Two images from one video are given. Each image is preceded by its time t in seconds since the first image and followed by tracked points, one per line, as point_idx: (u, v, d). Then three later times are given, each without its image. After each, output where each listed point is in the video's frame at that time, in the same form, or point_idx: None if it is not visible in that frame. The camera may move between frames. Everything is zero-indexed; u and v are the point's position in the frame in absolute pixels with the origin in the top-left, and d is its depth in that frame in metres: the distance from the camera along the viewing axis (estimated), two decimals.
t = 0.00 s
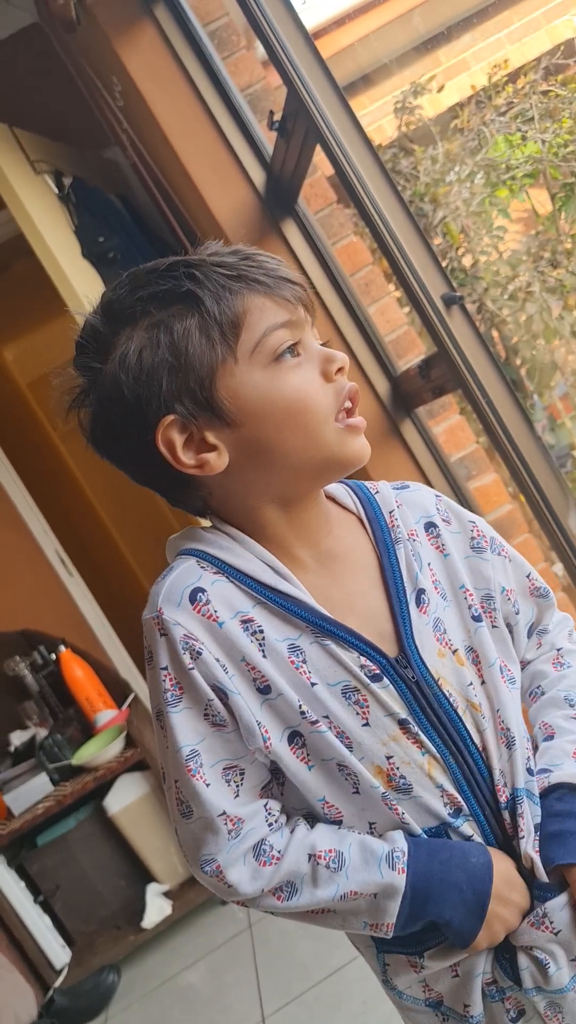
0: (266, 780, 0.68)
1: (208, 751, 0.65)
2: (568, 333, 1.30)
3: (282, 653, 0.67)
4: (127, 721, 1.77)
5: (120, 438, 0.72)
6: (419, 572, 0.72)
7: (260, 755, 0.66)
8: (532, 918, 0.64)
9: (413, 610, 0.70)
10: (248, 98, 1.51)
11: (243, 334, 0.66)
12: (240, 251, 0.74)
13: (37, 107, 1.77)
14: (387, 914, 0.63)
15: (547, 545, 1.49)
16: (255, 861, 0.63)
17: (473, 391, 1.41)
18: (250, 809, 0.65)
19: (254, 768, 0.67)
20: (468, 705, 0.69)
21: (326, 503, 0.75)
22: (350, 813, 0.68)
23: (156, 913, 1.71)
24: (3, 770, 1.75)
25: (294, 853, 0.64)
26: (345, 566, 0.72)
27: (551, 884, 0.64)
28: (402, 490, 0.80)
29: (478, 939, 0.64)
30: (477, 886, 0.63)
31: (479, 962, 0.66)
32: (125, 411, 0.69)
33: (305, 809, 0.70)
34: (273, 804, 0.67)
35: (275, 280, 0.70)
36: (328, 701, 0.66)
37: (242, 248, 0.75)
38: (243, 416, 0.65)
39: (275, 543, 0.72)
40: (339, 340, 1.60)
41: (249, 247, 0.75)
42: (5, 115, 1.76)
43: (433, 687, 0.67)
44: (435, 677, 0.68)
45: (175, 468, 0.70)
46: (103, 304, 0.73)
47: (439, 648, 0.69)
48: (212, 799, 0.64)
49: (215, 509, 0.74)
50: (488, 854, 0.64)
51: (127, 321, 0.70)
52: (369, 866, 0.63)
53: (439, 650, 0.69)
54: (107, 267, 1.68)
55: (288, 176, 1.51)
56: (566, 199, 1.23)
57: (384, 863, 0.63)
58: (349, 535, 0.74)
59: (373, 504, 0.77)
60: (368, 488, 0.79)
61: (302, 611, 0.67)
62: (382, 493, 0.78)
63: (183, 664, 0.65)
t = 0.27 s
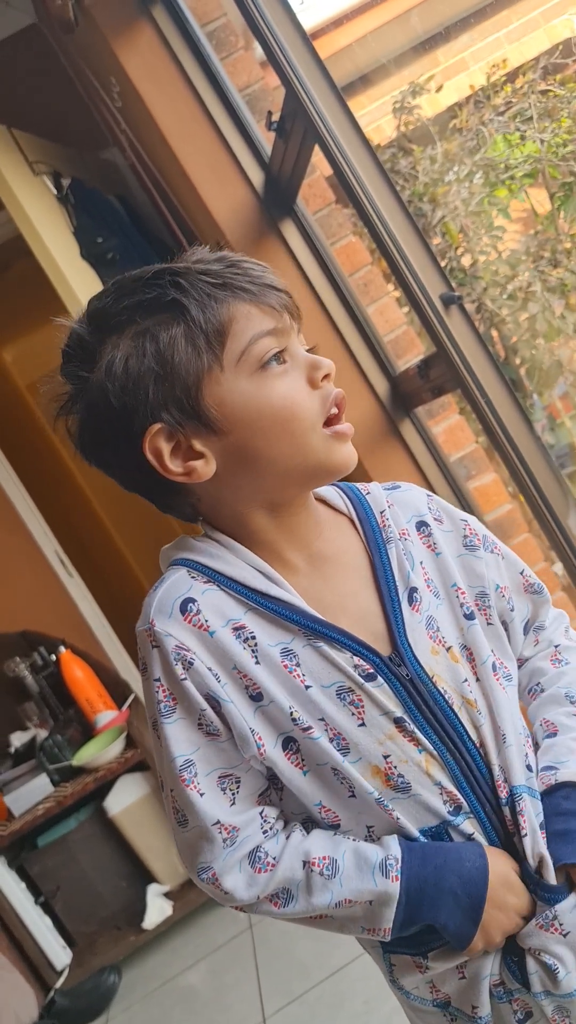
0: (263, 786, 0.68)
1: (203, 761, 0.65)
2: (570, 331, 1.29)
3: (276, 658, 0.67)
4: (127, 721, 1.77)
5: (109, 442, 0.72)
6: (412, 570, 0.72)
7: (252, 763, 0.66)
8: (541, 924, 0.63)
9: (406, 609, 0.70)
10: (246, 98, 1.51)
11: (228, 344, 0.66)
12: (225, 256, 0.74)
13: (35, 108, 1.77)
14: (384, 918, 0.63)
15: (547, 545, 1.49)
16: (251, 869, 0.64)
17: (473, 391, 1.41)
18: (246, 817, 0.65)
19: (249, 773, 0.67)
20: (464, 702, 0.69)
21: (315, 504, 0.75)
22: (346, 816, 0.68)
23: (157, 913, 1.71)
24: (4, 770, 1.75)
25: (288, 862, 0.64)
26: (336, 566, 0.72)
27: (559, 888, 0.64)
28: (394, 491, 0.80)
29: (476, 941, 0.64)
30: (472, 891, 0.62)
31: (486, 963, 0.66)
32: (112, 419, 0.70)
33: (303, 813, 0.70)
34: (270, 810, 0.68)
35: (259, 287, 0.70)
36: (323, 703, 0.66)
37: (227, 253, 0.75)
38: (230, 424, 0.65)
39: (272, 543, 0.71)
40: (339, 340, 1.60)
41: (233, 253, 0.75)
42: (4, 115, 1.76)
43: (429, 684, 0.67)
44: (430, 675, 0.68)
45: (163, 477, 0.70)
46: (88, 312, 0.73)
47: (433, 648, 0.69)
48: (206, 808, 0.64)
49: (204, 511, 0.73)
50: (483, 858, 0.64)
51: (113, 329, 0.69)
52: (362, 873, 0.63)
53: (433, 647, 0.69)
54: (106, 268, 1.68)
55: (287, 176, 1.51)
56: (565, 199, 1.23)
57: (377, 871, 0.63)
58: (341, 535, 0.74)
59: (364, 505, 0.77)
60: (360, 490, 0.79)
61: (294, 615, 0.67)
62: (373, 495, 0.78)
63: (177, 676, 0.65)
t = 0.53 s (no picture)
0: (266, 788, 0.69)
1: (205, 764, 0.65)
2: (571, 330, 1.29)
3: (276, 659, 0.67)
4: (128, 721, 1.77)
5: (106, 447, 0.72)
6: (411, 569, 0.72)
7: (251, 766, 0.66)
8: (551, 929, 0.62)
9: (405, 607, 0.70)
10: (246, 98, 1.51)
11: (222, 350, 0.65)
12: (219, 260, 0.74)
13: (35, 108, 1.77)
14: (385, 929, 0.63)
15: (547, 545, 1.49)
16: (253, 873, 0.64)
17: (473, 391, 1.41)
18: (247, 821, 0.65)
19: (251, 776, 0.67)
20: (463, 699, 0.69)
21: (313, 504, 0.75)
22: (347, 816, 0.68)
23: (158, 912, 1.71)
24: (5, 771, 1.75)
25: (289, 866, 0.64)
26: (335, 566, 0.72)
27: (569, 893, 0.63)
28: (394, 491, 0.80)
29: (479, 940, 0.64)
30: (472, 902, 0.62)
31: (493, 963, 0.66)
32: (110, 424, 0.70)
33: (305, 817, 0.70)
34: (272, 813, 0.68)
35: (254, 291, 0.69)
36: (324, 702, 0.66)
37: (222, 257, 0.75)
38: (226, 428, 0.65)
39: (274, 543, 0.71)
40: (339, 340, 1.60)
41: (228, 257, 0.75)
42: (4, 116, 1.76)
43: (428, 681, 0.68)
44: (429, 671, 0.68)
45: (160, 481, 0.70)
46: (83, 319, 0.73)
47: (432, 647, 0.69)
48: (208, 812, 0.64)
49: (202, 512, 0.73)
50: (484, 869, 0.63)
51: (108, 336, 0.69)
52: (363, 888, 0.63)
53: (432, 645, 0.69)
54: (107, 268, 1.69)
55: (287, 177, 1.51)
56: (565, 199, 1.23)
57: (378, 888, 0.62)
58: (340, 534, 0.74)
59: (363, 504, 0.77)
60: (360, 490, 0.79)
61: (293, 615, 0.67)
62: (373, 495, 0.79)
63: (177, 679, 0.65)
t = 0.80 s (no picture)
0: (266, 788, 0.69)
1: (203, 765, 0.65)
2: (569, 330, 1.29)
3: (272, 661, 0.67)
4: (128, 722, 1.77)
5: (105, 446, 0.72)
6: (409, 570, 0.72)
7: (248, 768, 0.66)
8: (553, 935, 0.62)
9: (402, 607, 0.70)
10: (245, 99, 1.51)
11: (223, 352, 0.65)
12: (222, 263, 0.74)
13: (34, 109, 1.77)
14: (383, 932, 0.63)
15: (547, 545, 1.49)
16: (251, 874, 0.64)
17: (473, 391, 1.41)
18: (246, 823, 0.65)
19: (250, 776, 0.67)
20: (461, 700, 0.69)
21: (311, 505, 0.75)
22: (346, 817, 0.68)
23: (158, 913, 1.71)
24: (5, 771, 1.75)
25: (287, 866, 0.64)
26: (333, 567, 0.72)
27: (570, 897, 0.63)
28: (394, 493, 0.80)
29: (477, 943, 0.64)
30: (470, 906, 0.62)
31: (494, 967, 0.66)
32: (109, 424, 0.70)
33: (305, 817, 0.70)
34: (271, 813, 0.68)
35: (257, 296, 0.69)
36: (321, 702, 0.66)
37: (227, 260, 0.75)
38: (224, 430, 0.65)
39: (272, 544, 0.71)
40: (338, 340, 1.60)
41: (233, 260, 0.75)
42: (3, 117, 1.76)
43: (425, 681, 0.67)
44: (427, 672, 0.68)
45: (158, 481, 0.70)
46: (84, 319, 0.73)
47: (431, 648, 0.69)
48: (206, 812, 0.64)
49: (201, 511, 0.73)
50: (483, 875, 0.63)
51: (108, 336, 0.69)
52: (361, 892, 0.63)
53: (430, 645, 0.69)
54: (106, 269, 1.68)
55: (286, 177, 1.51)
56: (565, 199, 1.23)
57: (375, 892, 0.62)
58: (338, 535, 0.75)
59: (363, 505, 0.77)
60: (360, 492, 0.79)
61: (289, 616, 0.67)
62: (372, 496, 0.79)
63: (174, 681, 0.66)
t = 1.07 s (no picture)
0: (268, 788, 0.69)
1: (208, 765, 0.65)
2: (567, 331, 1.30)
3: (275, 661, 0.67)
4: (129, 722, 1.77)
5: (108, 443, 0.72)
6: (412, 568, 0.72)
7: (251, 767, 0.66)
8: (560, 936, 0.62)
9: (405, 605, 0.70)
10: (245, 99, 1.51)
11: (229, 353, 0.65)
12: (230, 262, 0.74)
13: (34, 109, 1.77)
14: (388, 935, 0.63)
15: (547, 545, 1.49)
16: (257, 875, 0.64)
17: (473, 391, 1.41)
18: (256, 821, 0.65)
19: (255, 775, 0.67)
20: (464, 698, 0.69)
21: (314, 505, 0.75)
22: (350, 816, 0.68)
23: (159, 913, 1.71)
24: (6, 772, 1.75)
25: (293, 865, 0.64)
26: (334, 565, 0.72)
27: None
28: (398, 491, 0.80)
29: (482, 944, 0.64)
30: (475, 908, 0.62)
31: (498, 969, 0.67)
32: (112, 421, 0.70)
33: (309, 818, 0.70)
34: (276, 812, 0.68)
35: (266, 297, 0.69)
36: (324, 702, 0.66)
37: (234, 260, 0.75)
38: (227, 430, 0.65)
39: (272, 545, 0.71)
40: (338, 340, 1.60)
41: (242, 261, 0.75)
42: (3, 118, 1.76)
43: (428, 679, 0.68)
44: (429, 669, 0.68)
45: (159, 480, 0.70)
46: (91, 314, 0.72)
47: (433, 647, 0.69)
48: (211, 813, 0.64)
49: (202, 510, 0.73)
50: (489, 876, 0.63)
51: (115, 332, 0.69)
52: (366, 894, 0.63)
53: (433, 643, 0.69)
54: (106, 269, 1.69)
55: (286, 177, 1.51)
56: (565, 198, 1.23)
57: (381, 894, 0.62)
58: (340, 533, 0.75)
59: (366, 504, 0.77)
60: (363, 490, 0.79)
61: (292, 616, 0.67)
62: (375, 495, 0.78)
63: (178, 681, 0.65)
